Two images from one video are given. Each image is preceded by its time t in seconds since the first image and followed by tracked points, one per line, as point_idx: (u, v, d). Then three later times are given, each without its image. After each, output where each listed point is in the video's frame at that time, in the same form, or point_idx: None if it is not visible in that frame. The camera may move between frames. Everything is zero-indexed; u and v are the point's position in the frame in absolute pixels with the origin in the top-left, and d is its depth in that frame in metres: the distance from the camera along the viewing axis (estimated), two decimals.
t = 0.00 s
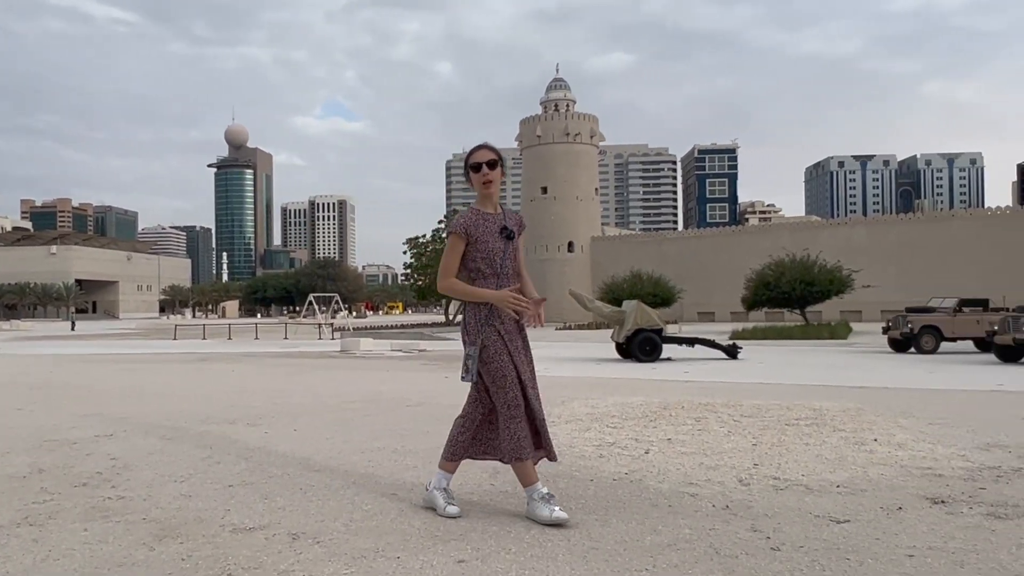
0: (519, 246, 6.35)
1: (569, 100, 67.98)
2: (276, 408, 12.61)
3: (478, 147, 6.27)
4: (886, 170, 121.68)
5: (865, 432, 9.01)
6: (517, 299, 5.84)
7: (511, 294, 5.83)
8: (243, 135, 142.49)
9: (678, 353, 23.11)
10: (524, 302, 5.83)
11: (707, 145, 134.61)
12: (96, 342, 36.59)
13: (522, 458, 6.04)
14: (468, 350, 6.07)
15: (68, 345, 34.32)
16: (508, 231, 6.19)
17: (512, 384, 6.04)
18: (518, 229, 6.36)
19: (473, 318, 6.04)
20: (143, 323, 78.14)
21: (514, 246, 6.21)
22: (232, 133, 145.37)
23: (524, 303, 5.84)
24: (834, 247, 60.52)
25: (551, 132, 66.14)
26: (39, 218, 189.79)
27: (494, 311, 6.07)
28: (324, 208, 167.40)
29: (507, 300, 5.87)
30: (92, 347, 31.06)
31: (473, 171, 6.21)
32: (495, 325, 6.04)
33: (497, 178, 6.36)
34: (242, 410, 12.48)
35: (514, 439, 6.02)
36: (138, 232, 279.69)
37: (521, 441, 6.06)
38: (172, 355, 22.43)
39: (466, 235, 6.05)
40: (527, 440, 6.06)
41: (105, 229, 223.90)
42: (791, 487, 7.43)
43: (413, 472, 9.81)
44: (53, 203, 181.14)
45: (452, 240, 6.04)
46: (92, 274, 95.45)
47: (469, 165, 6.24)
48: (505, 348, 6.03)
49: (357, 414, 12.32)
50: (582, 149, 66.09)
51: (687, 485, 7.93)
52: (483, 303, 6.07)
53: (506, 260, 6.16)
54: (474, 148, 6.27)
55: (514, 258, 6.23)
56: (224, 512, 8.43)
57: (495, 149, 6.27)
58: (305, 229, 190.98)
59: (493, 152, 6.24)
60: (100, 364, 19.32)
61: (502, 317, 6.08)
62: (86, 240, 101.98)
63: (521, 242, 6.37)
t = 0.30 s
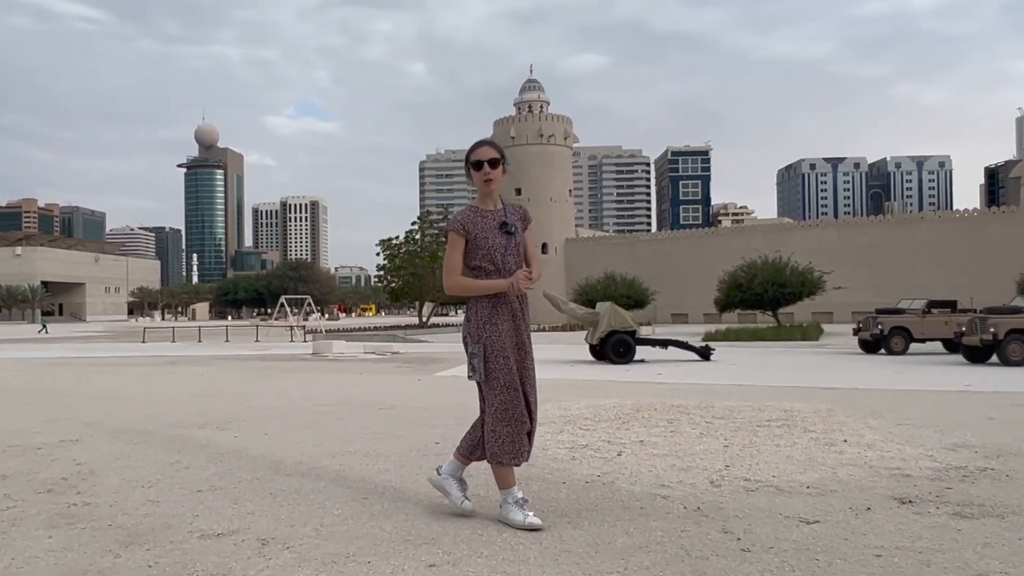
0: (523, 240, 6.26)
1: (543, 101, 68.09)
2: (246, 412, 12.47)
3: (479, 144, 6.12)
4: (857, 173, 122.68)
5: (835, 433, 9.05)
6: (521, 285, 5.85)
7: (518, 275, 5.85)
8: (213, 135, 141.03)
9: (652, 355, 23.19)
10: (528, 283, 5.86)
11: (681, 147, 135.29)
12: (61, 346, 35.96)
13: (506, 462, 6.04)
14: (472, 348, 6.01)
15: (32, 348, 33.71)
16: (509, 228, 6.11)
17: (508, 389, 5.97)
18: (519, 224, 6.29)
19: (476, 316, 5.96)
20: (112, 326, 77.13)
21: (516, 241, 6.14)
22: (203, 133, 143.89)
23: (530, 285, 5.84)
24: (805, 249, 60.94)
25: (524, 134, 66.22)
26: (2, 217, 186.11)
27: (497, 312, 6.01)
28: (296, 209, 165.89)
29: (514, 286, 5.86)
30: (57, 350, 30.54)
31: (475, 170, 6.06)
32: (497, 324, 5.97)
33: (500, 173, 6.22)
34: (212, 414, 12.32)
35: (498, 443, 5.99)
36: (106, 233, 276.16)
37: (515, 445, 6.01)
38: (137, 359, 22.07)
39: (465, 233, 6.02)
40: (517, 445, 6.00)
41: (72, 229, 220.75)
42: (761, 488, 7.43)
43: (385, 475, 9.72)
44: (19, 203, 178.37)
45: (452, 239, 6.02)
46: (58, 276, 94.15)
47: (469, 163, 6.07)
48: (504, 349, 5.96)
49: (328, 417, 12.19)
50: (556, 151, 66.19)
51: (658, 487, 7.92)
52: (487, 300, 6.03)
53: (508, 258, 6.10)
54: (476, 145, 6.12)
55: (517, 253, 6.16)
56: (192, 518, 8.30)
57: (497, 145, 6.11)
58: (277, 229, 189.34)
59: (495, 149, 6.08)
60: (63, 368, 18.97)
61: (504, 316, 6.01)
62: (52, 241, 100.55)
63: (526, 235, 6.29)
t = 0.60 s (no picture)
0: (514, 240, 6.19)
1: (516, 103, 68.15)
2: (216, 416, 12.30)
3: (477, 139, 6.02)
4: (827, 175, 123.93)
5: (805, 433, 9.09)
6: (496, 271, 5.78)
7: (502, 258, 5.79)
8: (182, 135, 139.34)
9: (625, 357, 23.19)
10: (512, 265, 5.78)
11: (654, 149, 135.83)
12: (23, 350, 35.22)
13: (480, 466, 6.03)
14: (452, 350, 6.06)
15: None
16: (496, 226, 6.05)
17: (482, 392, 5.98)
18: (511, 223, 6.21)
19: (455, 316, 6.01)
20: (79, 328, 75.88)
21: (503, 240, 6.08)
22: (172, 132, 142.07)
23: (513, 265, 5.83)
24: (776, 251, 61.39)
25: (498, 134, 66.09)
26: None
27: (477, 312, 6.02)
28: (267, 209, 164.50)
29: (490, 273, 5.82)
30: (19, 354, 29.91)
31: (468, 165, 6.01)
32: (475, 326, 5.99)
33: (496, 170, 6.14)
34: (181, 418, 12.15)
35: (469, 446, 5.98)
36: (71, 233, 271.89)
37: (490, 449, 5.99)
38: (102, 362, 21.71)
39: (450, 229, 6.00)
40: (487, 449, 5.98)
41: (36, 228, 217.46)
42: (731, 490, 7.43)
43: (355, 479, 9.62)
44: None
45: (439, 235, 6.02)
46: (23, 277, 92.59)
47: (464, 158, 6.01)
48: (480, 352, 5.99)
49: (300, 420, 12.08)
50: (528, 152, 66.09)
51: (629, 489, 7.90)
52: (468, 299, 6.05)
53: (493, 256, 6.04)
54: (473, 139, 6.03)
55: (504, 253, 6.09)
56: (159, 523, 8.14)
57: (495, 142, 6.01)
58: (247, 230, 187.48)
59: (490, 146, 5.99)
60: (23, 373, 18.57)
61: (482, 318, 6.02)
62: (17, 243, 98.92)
63: (516, 235, 6.23)
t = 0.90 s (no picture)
0: (514, 244, 6.14)
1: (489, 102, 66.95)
2: (184, 419, 12.13)
3: (480, 141, 6.04)
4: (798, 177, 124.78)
5: (775, 434, 9.11)
6: (493, 277, 5.75)
7: (500, 264, 5.76)
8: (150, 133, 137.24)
9: (597, 358, 23.22)
10: (511, 272, 5.74)
11: (627, 150, 136.33)
12: None
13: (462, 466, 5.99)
14: (445, 348, 6.00)
15: None
16: (497, 228, 6.02)
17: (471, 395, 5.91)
18: (514, 227, 6.16)
19: (449, 316, 5.95)
20: (44, 330, 74.55)
21: (502, 243, 6.04)
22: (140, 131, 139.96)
23: (512, 274, 5.73)
24: (748, 252, 61.77)
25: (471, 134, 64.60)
26: None
27: (470, 313, 5.96)
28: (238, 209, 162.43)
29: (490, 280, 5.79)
30: None
31: (470, 166, 5.99)
32: (468, 327, 5.93)
33: (500, 174, 6.13)
34: (147, 422, 11.96)
35: (450, 445, 5.95)
36: (36, 233, 267.46)
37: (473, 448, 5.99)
38: (65, 365, 21.30)
39: (450, 229, 5.99)
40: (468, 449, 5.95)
41: None
42: (702, 491, 7.42)
43: (326, 483, 9.51)
44: None
45: (439, 234, 6.00)
46: None
47: (466, 160, 6.00)
48: (471, 354, 5.92)
49: (270, 424, 11.95)
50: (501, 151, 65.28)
51: (601, 491, 7.85)
52: (464, 300, 6.00)
53: (491, 258, 6.00)
54: (477, 141, 6.03)
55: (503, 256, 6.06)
56: (124, 529, 7.98)
57: (499, 145, 6.01)
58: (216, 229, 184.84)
59: (494, 148, 5.99)
60: None
61: (476, 319, 5.95)
62: None
63: (518, 240, 6.18)
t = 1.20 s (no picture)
0: (515, 245, 6.08)
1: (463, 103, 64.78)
2: (151, 423, 11.94)
3: (480, 139, 5.97)
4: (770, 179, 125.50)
5: (746, 434, 9.13)
6: (499, 284, 5.71)
7: (506, 273, 5.72)
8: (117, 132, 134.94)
9: (569, 359, 23.20)
10: (518, 280, 5.72)
11: (600, 151, 136.55)
12: None
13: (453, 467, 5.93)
14: (445, 348, 5.91)
15: None
16: (498, 229, 5.96)
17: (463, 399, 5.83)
18: (514, 229, 6.10)
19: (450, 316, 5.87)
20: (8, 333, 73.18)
21: (504, 244, 5.98)
22: (107, 129, 137.59)
23: (521, 282, 5.72)
24: (721, 253, 62.04)
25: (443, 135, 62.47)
26: None
27: (470, 314, 5.88)
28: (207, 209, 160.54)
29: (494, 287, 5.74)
30: None
31: (470, 165, 5.93)
32: (469, 328, 5.84)
33: (500, 173, 6.07)
34: (113, 425, 11.77)
35: (435, 446, 5.89)
36: None
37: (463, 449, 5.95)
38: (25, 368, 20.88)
39: (452, 229, 5.91)
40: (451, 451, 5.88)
41: None
42: (671, 492, 7.40)
43: (295, 486, 9.39)
44: None
45: (441, 235, 5.92)
46: None
47: (467, 159, 5.94)
48: (468, 357, 5.83)
49: (239, 426, 11.80)
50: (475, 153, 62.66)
51: (571, 492, 7.82)
52: (464, 301, 5.91)
53: (492, 260, 5.93)
54: (476, 139, 5.98)
55: (504, 257, 5.98)
56: (87, 535, 7.83)
57: (499, 143, 5.95)
58: (184, 229, 182.71)
59: (495, 146, 5.93)
60: None
61: (475, 321, 5.87)
62: None
63: (518, 241, 6.12)
